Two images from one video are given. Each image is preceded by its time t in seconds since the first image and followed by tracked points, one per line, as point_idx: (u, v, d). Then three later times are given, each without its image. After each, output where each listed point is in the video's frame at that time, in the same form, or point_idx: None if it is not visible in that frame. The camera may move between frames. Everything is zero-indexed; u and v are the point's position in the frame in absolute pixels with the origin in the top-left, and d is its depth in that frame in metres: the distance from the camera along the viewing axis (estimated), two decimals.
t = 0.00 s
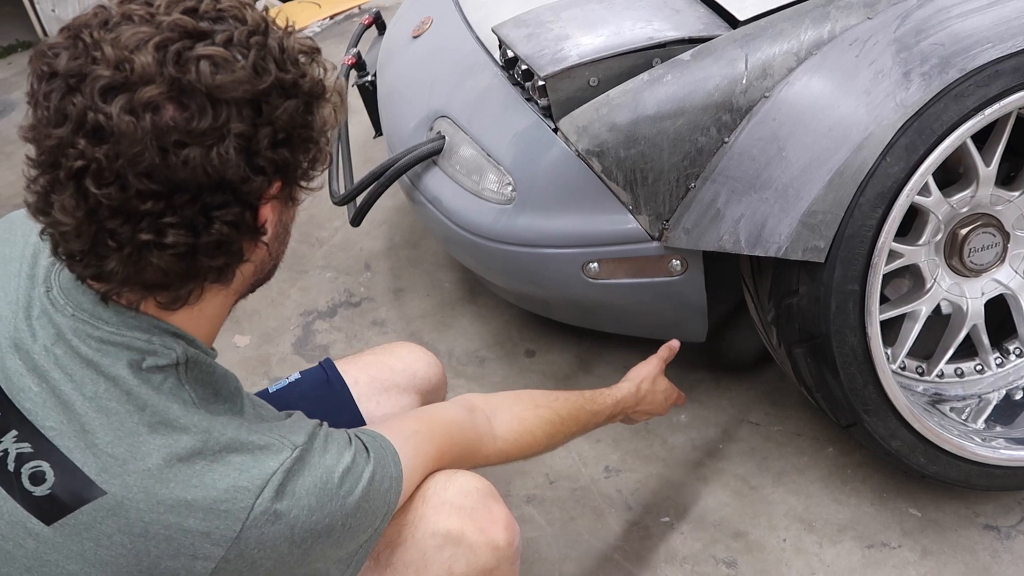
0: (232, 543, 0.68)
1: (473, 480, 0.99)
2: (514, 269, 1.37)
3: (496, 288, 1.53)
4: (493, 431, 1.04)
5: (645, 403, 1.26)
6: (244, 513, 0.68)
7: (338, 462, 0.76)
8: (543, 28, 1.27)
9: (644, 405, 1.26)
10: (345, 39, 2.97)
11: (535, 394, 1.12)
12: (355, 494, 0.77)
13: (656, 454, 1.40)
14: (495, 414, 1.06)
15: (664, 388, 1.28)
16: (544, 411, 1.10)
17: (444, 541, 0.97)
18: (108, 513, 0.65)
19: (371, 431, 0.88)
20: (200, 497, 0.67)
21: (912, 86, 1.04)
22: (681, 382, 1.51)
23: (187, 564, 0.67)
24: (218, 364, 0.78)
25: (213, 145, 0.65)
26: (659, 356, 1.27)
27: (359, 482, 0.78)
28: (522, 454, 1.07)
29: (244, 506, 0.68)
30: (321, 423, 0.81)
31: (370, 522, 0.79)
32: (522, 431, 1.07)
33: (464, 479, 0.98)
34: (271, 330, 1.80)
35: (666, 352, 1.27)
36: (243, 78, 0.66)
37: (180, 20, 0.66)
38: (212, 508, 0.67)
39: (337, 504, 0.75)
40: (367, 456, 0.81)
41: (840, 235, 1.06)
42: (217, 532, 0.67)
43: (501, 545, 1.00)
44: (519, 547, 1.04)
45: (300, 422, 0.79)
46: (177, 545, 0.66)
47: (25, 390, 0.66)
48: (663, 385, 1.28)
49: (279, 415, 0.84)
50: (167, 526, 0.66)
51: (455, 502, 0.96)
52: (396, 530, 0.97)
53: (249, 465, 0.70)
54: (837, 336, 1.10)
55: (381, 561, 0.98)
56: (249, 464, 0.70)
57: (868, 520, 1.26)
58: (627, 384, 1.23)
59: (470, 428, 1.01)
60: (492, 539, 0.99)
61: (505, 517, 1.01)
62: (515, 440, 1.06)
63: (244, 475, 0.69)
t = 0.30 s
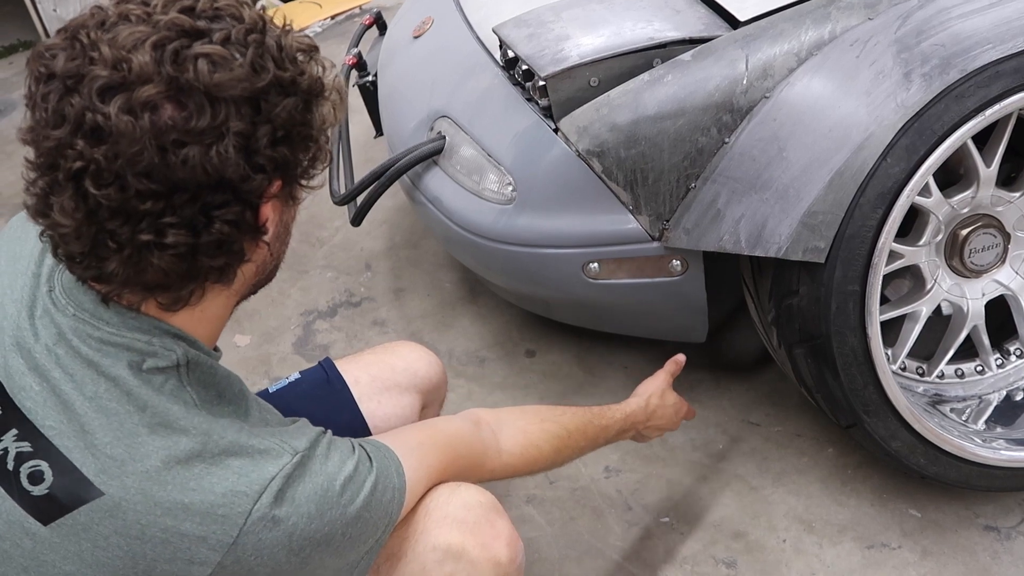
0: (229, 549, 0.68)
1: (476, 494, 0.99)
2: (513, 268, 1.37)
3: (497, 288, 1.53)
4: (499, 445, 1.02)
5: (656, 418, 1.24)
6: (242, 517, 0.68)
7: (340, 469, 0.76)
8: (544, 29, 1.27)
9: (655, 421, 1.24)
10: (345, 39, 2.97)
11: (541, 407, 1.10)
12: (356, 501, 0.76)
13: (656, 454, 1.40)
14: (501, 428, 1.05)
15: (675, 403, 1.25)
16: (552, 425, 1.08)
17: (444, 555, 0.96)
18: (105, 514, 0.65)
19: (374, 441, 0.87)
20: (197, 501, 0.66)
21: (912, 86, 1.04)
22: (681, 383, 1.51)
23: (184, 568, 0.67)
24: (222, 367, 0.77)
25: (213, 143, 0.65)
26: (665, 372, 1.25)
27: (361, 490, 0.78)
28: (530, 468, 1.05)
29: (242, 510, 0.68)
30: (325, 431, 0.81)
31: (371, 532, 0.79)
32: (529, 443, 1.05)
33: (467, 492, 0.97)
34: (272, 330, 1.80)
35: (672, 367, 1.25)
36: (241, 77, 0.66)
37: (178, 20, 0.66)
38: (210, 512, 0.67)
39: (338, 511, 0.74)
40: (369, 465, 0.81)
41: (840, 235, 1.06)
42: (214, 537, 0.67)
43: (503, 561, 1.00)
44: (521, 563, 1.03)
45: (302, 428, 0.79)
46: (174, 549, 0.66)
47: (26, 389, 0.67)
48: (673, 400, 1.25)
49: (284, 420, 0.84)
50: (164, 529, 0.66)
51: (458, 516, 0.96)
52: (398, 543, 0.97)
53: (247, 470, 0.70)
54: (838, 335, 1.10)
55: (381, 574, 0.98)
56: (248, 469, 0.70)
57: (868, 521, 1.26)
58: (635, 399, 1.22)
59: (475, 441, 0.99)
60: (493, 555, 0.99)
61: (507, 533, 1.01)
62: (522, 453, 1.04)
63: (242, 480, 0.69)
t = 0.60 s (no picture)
0: (220, 563, 0.68)
1: (479, 508, 0.98)
2: (513, 268, 1.37)
3: (496, 289, 1.53)
4: (504, 455, 1.02)
5: (670, 428, 1.22)
6: (234, 532, 0.68)
7: (337, 486, 0.76)
8: (544, 29, 1.27)
9: (669, 431, 1.22)
10: (345, 39, 2.97)
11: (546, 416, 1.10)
12: (353, 516, 0.76)
13: (654, 455, 1.40)
14: (508, 438, 1.05)
15: (688, 413, 1.23)
16: (559, 435, 1.07)
17: (442, 570, 0.95)
18: (98, 525, 0.65)
19: (377, 452, 0.88)
20: (191, 514, 0.67)
21: (912, 88, 1.04)
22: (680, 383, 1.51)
23: None
24: (221, 375, 0.77)
25: (209, 153, 0.65)
26: (679, 382, 1.23)
27: (360, 507, 0.78)
28: (536, 480, 1.05)
29: (234, 526, 0.68)
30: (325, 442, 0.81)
31: (368, 548, 0.79)
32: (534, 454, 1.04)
33: (468, 507, 0.97)
34: (271, 329, 1.80)
35: (687, 377, 1.23)
36: (239, 85, 0.66)
37: (176, 26, 0.66)
38: (203, 526, 0.67)
39: (335, 527, 0.75)
40: (369, 480, 0.81)
41: (839, 236, 1.06)
42: (205, 552, 0.67)
43: None
44: None
45: (303, 441, 0.79)
46: (165, 561, 0.67)
47: (24, 395, 0.67)
48: (687, 409, 1.23)
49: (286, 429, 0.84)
50: (157, 542, 0.66)
51: (457, 531, 0.95)
52: (396, 556, 0.96)
53: (242, 483, 0.70)
54: (836, 337, 1.10)
55: None
56: (243, 483, 0.70)
57: (867, 522, 1.26)
58: (648, 408, 1.20)
59: (480, 452, 0.99)
60: (492, 572, 0.98)
61: (507, 551, 1.00)
62: (527, 465, 1.04)
63: (237, 494, 0.69)
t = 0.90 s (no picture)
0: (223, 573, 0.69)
1: (480, 511, 0.98)
2: (513, 268, 1.37)
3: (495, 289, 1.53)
4: (505, 456, 1.03)
5: (672, 424, 1.22)
6: (236, 542, 0.68)
7: (338, 493, 0.76)
8: (543, 29, 1.27)
9: (671, 427, 1.23)
10: (346, 40, 2.98)
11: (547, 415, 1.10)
12: (355, 523, 0.77)
13: (653, 455, 1.40)
14: (509, 438, 1.05)
15: (689, 408, 1.24)
16: (560, 435, 1.07)
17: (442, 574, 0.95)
18: (99, 535, 0.65)
19: (377, 456, 0.88)
20: (192, 525, 0.67)
21: (910, 87, 1.04)
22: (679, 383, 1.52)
23: None
24: (221, 381, 0.76)
25: (209, 162, 0.65)
26: (678, 377, 1.24)
27: (362, 514, 0.78)
28: (537, 479, 1.05)
29: (236, 536, 0.68)
30: (325, 447, 0.82)
31: (369, 554, 0.79)
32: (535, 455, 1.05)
33: (470, 510, 0.97)
34: (270, 329, 1.80)
35: (685, 371, 1.24)
36: (237, 91, 0.66)
37: (172, 33, 0.66)
38: (204, 537, 0.67)
39: (337, 535, 0.75)
40: (370, 486, 0.81)
41: (838, 236, 1.06)
42: (207, 562, 0.68)
43: None
44: None
45: (303, 448, 0.80)
46: (165, 571, 0.67)
47: (24, 403, 0.67)
48: (688, 405, 1.24)
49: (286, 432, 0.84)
50: (157, 553, 0.67)
51: (458, 535, 0.95)
52: (398, 559, 0.96)
53: (242, 493, 0.70)
54: (835, 337, 1.10)
55: None
56: (244, 493, 0.70)
57: (866, 522, 1.26)
58: (649, 405, 1.20)
59: (481, 453, 1.00)
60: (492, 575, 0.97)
61: (508, 556, 0.99)
62: (529, 465, 1.04)
63: (237, 505, 0.69)
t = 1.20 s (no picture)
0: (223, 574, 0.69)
1: (479, 510, 0.99)
2: (513, 268, 1.37)
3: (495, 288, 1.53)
4: (500, 456, 1.03)
5: (661, 423, 1.23)
6: (236, 544, 0.68)
7: (338, 493, 0.77)
8: (543, 29, 1.28)
9: (660, 427, 1.24)
10: (346, 40, 2.98)
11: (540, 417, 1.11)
12: (355, 524, 0.77)
13: (653, 454, 1.40)
14: (502, 438, 1.05)
15: (676, 406, 1.25)
16: (553, 434, 1.08)
17: (442, 573, 0.95)
18: (99, 537, 0.65)
19: (375, 457, 0.88)
20: (191, 526, 0.67)
21: (909, 87, 1.04)
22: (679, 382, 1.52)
23: None
24: (220, 383, 0.76)
25: (209, 165, 0.65)
26: (665, 376, 1.24)
27: (362, 514, 0.78)
28: (532, 479, 1.06)
29: (235, 537, 0.69)
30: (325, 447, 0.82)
31: (369, 554, 0.79)
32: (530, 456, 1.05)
33: (469, 509, 0.97)
34: (270, 329, 1.80)
35: (672, 371, 1.24)
36: (237, 95, 0.67)
37: (170, 37, 0.67)
38: (204, 539, 0.67)
39: (337, 535, 0.75)
40: (370, 487, 0.81)
41: (837, 235, 1.07)
42: (207, 563, 0.68)
43: None
44: None
45: (303, 448, 0.80)
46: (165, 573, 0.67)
47: (24, 406, 0.67)
48: (676, 405, 1.25)
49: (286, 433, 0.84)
50: (157, 555, 0.67)
51: (458, 534, 0.95)
52: (397, 560, 0.96)
53: (242, 494, 0.70)
54: (834, 336, 1.10)
55: None
56: (243, 494, 0.70)
57: (865, 521, 1.26)
58: (639, 406, 1.21)
59: (477, 453, 1.00)
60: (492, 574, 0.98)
61: (508, 554, 1.00)
62: (523, 464, 1.04)
63: (237, 505, 0.69)
